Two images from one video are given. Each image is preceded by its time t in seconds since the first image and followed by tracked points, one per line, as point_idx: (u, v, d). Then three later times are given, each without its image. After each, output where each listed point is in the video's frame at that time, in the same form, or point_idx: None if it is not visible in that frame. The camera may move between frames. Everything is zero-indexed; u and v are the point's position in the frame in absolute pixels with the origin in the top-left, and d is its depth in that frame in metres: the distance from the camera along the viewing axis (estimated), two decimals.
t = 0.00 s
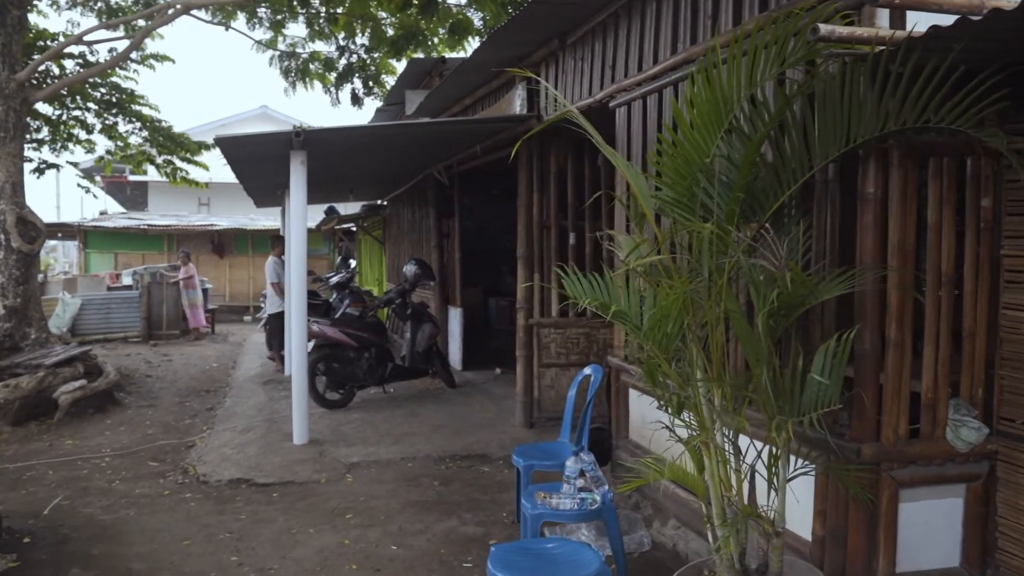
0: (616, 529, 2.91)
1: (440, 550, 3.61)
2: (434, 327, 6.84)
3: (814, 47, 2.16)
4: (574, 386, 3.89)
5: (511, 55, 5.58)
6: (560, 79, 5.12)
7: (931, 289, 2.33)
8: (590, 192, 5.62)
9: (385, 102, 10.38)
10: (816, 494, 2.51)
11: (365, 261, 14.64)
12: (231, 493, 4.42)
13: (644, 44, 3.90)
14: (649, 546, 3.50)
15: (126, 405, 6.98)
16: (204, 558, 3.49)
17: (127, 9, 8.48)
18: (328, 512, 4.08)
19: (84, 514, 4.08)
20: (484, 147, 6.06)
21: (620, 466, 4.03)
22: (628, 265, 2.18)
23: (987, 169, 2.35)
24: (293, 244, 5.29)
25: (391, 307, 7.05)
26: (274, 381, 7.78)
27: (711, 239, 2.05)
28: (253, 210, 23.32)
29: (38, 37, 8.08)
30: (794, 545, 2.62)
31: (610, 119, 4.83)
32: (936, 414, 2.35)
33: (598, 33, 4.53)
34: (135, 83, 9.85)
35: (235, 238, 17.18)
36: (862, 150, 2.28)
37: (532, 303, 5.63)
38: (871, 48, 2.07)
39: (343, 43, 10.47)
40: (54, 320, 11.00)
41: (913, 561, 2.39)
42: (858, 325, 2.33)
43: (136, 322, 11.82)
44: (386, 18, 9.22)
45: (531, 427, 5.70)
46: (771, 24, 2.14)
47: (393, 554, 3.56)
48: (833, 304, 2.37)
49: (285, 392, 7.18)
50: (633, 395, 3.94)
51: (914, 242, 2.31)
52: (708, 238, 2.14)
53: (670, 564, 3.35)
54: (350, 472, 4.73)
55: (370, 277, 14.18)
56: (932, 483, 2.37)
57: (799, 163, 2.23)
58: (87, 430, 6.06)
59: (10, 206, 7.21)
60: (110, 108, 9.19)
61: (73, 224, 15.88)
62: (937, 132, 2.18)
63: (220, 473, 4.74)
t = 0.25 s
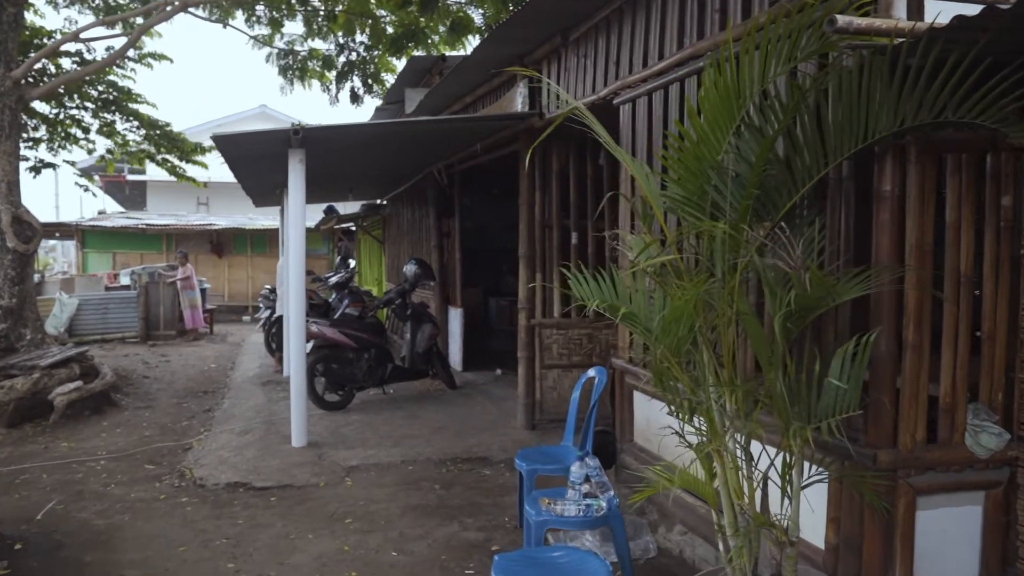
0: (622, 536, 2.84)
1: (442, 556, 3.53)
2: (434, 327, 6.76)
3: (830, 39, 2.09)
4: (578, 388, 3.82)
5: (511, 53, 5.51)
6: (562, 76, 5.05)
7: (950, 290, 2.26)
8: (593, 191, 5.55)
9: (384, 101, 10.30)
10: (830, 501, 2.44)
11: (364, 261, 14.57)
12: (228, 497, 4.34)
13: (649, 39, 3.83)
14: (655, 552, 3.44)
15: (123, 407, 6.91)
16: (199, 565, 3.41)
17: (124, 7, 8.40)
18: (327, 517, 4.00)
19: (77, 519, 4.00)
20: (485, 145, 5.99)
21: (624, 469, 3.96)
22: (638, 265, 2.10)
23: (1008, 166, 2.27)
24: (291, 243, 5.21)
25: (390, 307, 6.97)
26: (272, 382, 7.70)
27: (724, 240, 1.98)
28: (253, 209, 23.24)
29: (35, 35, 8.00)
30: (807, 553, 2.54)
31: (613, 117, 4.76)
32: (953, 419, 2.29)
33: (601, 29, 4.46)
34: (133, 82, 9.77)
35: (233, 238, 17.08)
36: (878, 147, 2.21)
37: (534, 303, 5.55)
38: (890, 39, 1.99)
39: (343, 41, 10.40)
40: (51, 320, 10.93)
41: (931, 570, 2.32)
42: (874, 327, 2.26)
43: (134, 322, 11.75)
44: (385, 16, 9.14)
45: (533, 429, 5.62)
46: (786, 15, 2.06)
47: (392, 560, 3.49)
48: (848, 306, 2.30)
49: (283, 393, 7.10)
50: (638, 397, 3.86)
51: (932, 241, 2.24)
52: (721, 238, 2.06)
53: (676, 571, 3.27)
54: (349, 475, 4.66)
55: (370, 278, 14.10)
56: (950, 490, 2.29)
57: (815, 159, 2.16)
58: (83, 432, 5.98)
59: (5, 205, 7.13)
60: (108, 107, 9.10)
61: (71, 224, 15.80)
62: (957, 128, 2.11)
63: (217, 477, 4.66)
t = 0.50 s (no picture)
0: (632, 545, 2.74)
1: (444, 564, 3.44)
2: (435, 328, 6.68)
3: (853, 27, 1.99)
4: (584, 391, 3.73)
5: (513, 49, 5.41)
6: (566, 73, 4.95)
7: (977, 290, 2.17)
8: (596, 190, 5.47)
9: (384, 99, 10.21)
10: (848, 511, 2.34)
11: (364, 260, 14.48)
12: (225, 502, 4.25)
13: (656, 33, 3.74)
14: (663, 560, 3.36)
15: (120, 408, 6.81)
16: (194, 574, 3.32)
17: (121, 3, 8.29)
18: (326, 523, 3.91)
19: (70, 525, 3.91)
20: (487, 143, 5.90)
21: (631, 474, 3.86)
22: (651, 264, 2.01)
23: None
24: (289, 242, 5.10)
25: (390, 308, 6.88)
26: (271, 384, 7.61)
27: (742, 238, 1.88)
28: (252, 209, 23.14)
29: (31, 32, 7.89)
30: (825, 565, 2.44)
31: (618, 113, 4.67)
32: (979, 425, 2.20)
33: (606, 24, 4.36)
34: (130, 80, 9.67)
35: (232, 237, 16.99)
36: (902, 141, 2.11)
37: (537, 303, 5.47)
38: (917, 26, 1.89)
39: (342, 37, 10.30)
40: (47, 320, 10.86)
41: None
42: (896, 330, 2.17)
43: (132, 323, 11.66)
44: (385, 12, 9.04)
45: (536, 431, 5.53)
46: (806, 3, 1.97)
47: (393, 568, 3.39)
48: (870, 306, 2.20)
49: (282, 395, 7.01)
50: (644, 400, 3.77)
51: (958, 239, 2.14)
52: (738, 235, 1.96)
53: None
54: (349, 480, 4.56)
55: (369, 278, 14.01)
56: (976, 499, 2.20)
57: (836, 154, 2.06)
58: (78, 434, 5.88)
59: None
60: (105, 105, 9.00)
61: (69, 223, 15.69)
62: (986, 121, 2.00)
63: (213, 481, 4.57)
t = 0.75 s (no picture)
0: (642, 554, 2.67)
1: (448, 571, 3.35)
2: (437, 329, 6.60)
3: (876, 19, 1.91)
4: (590, 394, 3.66)
5: (516, 46, 5.32)
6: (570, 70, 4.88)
7: (1004, 293, 2.09)
8: (601, 189, 5.39)
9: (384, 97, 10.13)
10: (868, 521, 2.26)
11: (364, 261, 14.40)
12: (224, 508, 4.16)
13: (665, 29, 3.66)
14: (672, 567, 3.21)
15: (117, 410, 6.73)
16: None
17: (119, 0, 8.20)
18: (327, 529, 3.82)
19: (65, 531, 3.82)
20: (490, 142, 5.82)
21: (638, 480, 3.79)
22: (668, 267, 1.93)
23: None
24: (289, 242, 5.02)
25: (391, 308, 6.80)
26: (271, 385, 7.52)
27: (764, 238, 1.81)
28: (251, 209, 23.06)
29: (28, 30, 7.81)
30: None
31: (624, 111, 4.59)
32: (1006, 433, 2.13)
33: (612, 21, 4.29)
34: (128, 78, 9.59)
35: (232, 237, 16.91)
36: (926, 139, 2.03)
37: (541, 304, 5.39)
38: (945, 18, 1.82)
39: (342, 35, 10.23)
40: (44, 321, 10.76)
41: None
42: (920, 334, 2.09)
43: (130, 324, 11.57)
44: (385, 10, 8.97)
45: (539, 434, 5.45)
46: None
47: None
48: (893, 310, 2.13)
49: (281, 397, 6.92)
50: (652, 404, 3.70)
51: (985, 240, 2.06)
52: (759, 237, 1.89)
53: None
54: (350, 484, 4.48)
55: (369, 278, 13.94)
56: (1002, 510, 2.12)
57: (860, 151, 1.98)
58: (75, 437, 5.80)
59: None
60: (103, 104, 8.92)
61: (67, 223, 15.61)
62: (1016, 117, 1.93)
63: (212, 485, 4.48)
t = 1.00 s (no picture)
0: (655, 565, 2.59)
1: None
2: (439, 330, 6.53)
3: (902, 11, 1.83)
4: (598, 398, 3.57)
5: (521, 43, 5.21)
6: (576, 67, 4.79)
7: None
8: (607, 189, 5.32)
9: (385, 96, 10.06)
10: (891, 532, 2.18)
11: (364, 261, 14.33)
12: (223, 514, 4.08)
13: (674, 25, 3.58)
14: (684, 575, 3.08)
15: (115, 413, 6.64)
16: None
17: None
18: (329, 536, 3.74)
19: (61, 539, 3.74)
20: (492, 141, 5.75)
21: (647, 485, 3.71)
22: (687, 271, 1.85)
23: None
24: (289, 243, 4.93)
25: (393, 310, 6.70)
26: (270, 388, 7.44)
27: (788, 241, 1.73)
28: (251, 209, 22.98)
29: (25, 28, 7.73)
30: None
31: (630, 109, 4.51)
32: None
33: (619, 17, 4.21)
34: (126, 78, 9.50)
35: (231, 237, 16.83)
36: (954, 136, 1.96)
37: (546, 306, 5.31)
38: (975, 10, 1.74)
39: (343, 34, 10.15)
40: (42, 322, 10.69)
41: None
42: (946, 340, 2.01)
43: (129, 325, 11.49)
44: (386, 8, 8.89)
45: (544, 438, 5.37)
46: None
47: None
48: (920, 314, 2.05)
49: (281, 400, 6.84)
50: (661, 408, 3.62)
51: (1016, 242, 1.98)
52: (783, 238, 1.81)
53: None
54: (352, 489, 4.40)
55: (370, 279, 13.87)
56: None
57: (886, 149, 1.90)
58: (72, 441, 5.72)
59: None
60: (101, 103, 8.83)
61: (65, 224, 15.53)
62: None
63: (211, 491, 4.40)
